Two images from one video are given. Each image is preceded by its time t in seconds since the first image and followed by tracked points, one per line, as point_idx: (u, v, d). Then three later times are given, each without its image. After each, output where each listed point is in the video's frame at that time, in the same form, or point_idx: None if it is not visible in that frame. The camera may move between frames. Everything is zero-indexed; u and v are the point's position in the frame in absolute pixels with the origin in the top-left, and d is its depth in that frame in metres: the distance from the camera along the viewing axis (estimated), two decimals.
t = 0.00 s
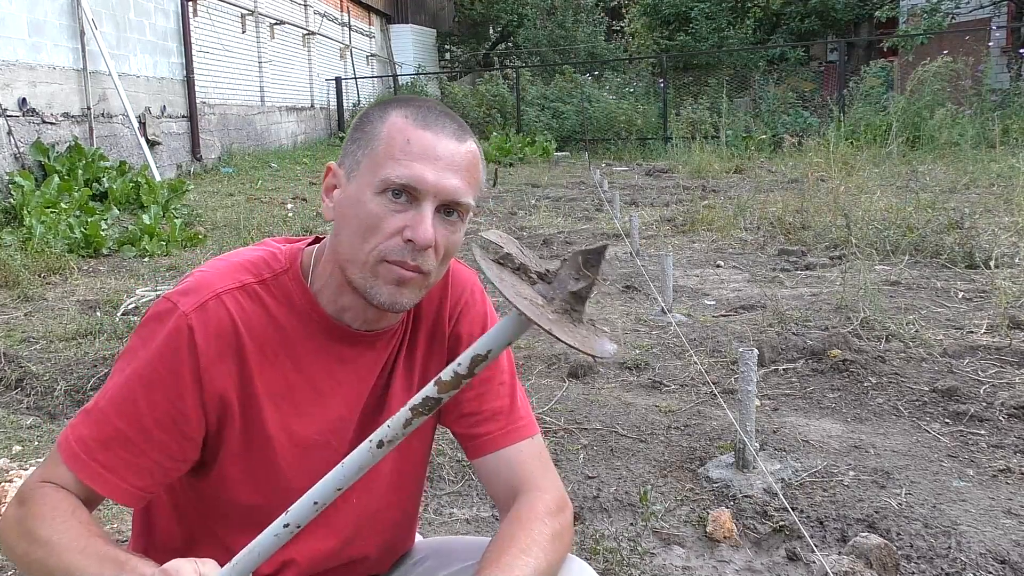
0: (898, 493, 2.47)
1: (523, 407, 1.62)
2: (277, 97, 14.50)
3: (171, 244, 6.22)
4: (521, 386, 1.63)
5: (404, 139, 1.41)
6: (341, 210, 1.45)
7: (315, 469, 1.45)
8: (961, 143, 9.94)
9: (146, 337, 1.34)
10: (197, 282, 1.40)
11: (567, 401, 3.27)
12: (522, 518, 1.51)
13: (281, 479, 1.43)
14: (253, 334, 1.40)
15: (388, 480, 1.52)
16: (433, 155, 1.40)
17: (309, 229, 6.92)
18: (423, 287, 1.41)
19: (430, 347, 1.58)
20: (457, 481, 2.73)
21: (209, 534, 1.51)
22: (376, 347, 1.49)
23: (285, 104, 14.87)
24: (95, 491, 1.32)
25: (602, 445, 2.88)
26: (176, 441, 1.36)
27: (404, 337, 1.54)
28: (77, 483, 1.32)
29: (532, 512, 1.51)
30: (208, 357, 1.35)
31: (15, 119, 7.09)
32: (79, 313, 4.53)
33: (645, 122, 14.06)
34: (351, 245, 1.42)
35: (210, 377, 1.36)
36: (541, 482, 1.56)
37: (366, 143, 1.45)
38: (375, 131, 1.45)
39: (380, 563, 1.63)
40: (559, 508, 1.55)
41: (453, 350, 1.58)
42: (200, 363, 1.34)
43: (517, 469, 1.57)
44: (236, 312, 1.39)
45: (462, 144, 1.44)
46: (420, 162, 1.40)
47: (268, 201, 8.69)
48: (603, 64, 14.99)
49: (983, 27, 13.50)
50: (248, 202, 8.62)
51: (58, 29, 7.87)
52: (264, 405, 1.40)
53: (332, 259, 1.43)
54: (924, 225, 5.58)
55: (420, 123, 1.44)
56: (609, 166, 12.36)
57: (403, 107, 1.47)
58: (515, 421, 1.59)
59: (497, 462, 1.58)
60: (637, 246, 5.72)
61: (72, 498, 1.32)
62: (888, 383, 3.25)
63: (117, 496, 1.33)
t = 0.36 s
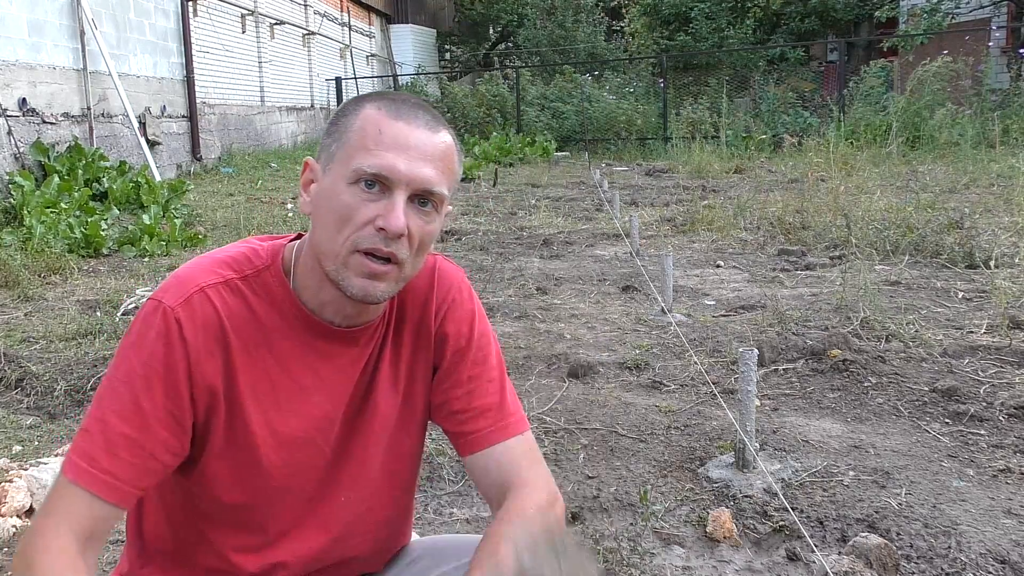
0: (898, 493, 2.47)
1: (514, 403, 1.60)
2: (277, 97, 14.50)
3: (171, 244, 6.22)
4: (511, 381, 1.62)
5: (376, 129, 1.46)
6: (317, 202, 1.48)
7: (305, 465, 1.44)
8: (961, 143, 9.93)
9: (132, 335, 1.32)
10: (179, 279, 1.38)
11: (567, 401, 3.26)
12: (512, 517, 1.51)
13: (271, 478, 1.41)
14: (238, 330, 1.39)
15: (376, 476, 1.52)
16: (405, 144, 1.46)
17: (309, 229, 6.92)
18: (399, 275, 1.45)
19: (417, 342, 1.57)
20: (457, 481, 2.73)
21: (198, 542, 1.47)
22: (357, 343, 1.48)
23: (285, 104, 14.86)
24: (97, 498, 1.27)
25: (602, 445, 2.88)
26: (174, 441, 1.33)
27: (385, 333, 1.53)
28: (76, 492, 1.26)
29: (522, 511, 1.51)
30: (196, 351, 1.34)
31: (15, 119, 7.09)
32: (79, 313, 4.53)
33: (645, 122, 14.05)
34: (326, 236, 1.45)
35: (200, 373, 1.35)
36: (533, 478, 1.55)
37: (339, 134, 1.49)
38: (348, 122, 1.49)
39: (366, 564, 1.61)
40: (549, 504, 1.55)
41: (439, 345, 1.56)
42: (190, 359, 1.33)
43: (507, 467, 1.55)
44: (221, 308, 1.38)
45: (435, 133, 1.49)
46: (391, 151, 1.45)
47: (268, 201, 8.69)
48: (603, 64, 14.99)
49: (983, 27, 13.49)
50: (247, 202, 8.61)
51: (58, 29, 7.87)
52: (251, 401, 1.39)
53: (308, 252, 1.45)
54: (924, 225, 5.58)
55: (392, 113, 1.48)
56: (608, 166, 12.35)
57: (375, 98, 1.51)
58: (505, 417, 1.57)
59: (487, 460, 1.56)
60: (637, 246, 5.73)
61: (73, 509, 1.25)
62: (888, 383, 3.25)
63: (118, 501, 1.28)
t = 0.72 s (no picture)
0: (898, 493, 2.47)
1: (504, 398, 1.60)
2: (277, 97, 14.50)
3: (171, 244, 6.22)
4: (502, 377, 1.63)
5: (380, 114, 1.47)
6: (319, 186, 1.48)
7: (307, 449, 1.43)
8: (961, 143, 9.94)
9: (148, 307, 1.32)
10: (184, 259, 1.39)
11: (567, 401, 3.27)
12: (501, 510, 1.52)
13: (274, 461, 1.40)
14: (244, 308, 1.39)
15: (368, 465, 1.51)
16: (410, 128, 1.47)
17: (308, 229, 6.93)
18: (402, 256, 1.44)
19: (411, 333, 1.56)
20: (457, 481, 2.73)
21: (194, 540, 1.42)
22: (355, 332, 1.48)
23: (285, 104, 14.87)
24: (135, 464, 1.24)
25: (602, 445, 2.89)
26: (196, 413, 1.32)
27: (380, 323, 1.53)
28: (110, 462, 1.23)
29: (511, 503, 1.52)
30: (211, 325, 1.35)
31: (15, 119, 7.10)
32: (80, 313, 4.54)
33: (645, 123, 14.06)
34: (329, 219, 1.45)
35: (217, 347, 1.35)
36: (521, 473, 1.55)
37: (343, 120, 1.49)
38: (352, 108, 1.49)
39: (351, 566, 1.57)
40: (538, 499, 1.55)
41: (435, 336, 1.56)
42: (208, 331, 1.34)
43: (496, 460, 1.56)
44: (232, 286, 1.39)
45: (436, 121, 1.50)
46: (396, 134, 1.45)
47: (268, 201, 8.69)
48: (603, 64, 15.00)
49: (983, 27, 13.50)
50: (247, 202, 8.62)
51: (58, 29, 7.87)
52: (257, 381, 1.39)
53: (310, 235, 1.45)
54: (924, 225, 5.59)
55: (397, 99, 1.49)
56: (608, 166, 12.36)
57: (377, 86, 1.51)
58: (495, 410, 1.57)
59: (477, 452, 1.56)
60: (637, 246, 5.73)
61: (114, 480, 1.23)
62: (888, 383, 3.25)
63: (159, 465, 1.25)
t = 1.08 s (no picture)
0: (898, 493, 2.47)
1: (510, 406, 1.60)
2: (277, 97, 14.51)
3: (171, 244, 6.22)
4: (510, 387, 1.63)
5: (419, 128, 1.47)
6: (352, 197, 1.48)
7: (326, 460, 1.43)
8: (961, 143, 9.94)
9: (175, 322, 1.28)
10: (209, 271, 1.35)
11: (567, 401, 3.27)
12: (500, 514, 1.52)
13: (294, 472, 1.40)
14: (269, 320, 1.37)
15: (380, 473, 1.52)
16: (447, 143, 1.47)
17: (309, 229, 6.93)
18: (434, 271, 1.44)
19: (429, 341, 1.57)
20: (457, 481, 2.73)
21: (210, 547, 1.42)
22: (376, 342, 1.47)
23: (285, 104, 14.87)
24: (171, 484, 1.22)
25: (602, 445, 2.89)
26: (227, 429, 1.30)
27: (400, 333, 1.53)
28: (145, 483, 1.21)
29: (510, 508, 1.53)
30: (239, 340, 1.32)
31: (15, 119, 7.10)
32: (80, 313, 4.54)
33: (645, 122, 14.06)
34: (360, 230, 1.44)
35: (244, 362, 1.32)
36: (523, 482, 1.56)
37: (379, 131, 1.49)
38: (389, 121, 1.49)
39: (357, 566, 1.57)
40: (537, 509, 1.56)
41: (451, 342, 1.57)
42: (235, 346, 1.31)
43: (498, 465, 1.56)
44: (255, 298, 1.37)
45: (472, 137, 1.51)
46: (434, 149, 1.46)
47: (268, 201, 8.70)
48: (603, 64, 14.99)
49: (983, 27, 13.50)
50: (248, 202, 8.62)
51: (58, 29, 7.87)
52: (281, 395, 1.38)
53: (342, 245, 1.45)
54: (924, 225, 5.59)
55: (434, 114, 1.49)
56: (608, 166, 12.35)
57: (416, 100, 1.52)
58: (501, 419, 1.58)
59: (480, 458, 1.57)
60: (637, 246, 5.73)
61: (150, 501, 1.21)
62: (888, 383, 3.25)
63: (195, 484, 1.24)
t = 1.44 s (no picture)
0: (898, 493, 2.47)
1: (517, 412, 1.59)
2: (277, 97, 14.50)
3: (171, 244, 6.22)
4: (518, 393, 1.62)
5: (423, 136, 1.46)
6: (357, 206, 1.47)
7: (333, 470, 1.43)
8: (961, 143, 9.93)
9: (176, 337, 1.27)
10: (211, 284, 1.34)
11: (567, 401, 3.27)
12: (508, 523, 1.51)
13: (301, 481, 1.40)
14: (273, 330, 1.36)
15: (388, 480, 1.52)
16: (452, 153, 1.46)
17: (309, 229, 6.92)
18: (440, 282, 1.45)
19: (436, 348, 1.57)
20: (456, 482, 2.73)
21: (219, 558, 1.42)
22: (382, 350, 1.47)
23: (285, 104, 14.87)
24: (178, 503, 1.22)
25: (602, 445, 2.89)
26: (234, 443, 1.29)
27: (406, 340, 1.52)
28: (153, 503, 1.21)
29: (517, 517, 1.52)
30: (243, 354, 1.31)
31: (15, 119, 7.10)
32: (80, 313, 4.53)
33: (645, 122, 14.05)
34: (366, 240, 1.44)
35: (247, 375, 1.31)
36: (531, 490, 1.55)
37: (384, 140, 1.48)
38: (393, 128, 1.48)
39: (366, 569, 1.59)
40: (547, 517, 1.54)
41: (458, 349, 1.57)
42: (239, 360, 1.30)
43: (506, 473, 1.55)
44: (259, 309, 1.35)
45: (478, 145, 1.50)
46: (439, 158, 1.45)
47: (268, 201, 8.69)
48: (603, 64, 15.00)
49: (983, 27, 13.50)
50: (248, 202, 8.62)
51: (58, 29, 7.87)
52: (286, 405, 1.37)
53: (347, 255, 1.44)
54: (924, 225, 5.59)
55: (439, 123, 1.48)
56: (608, 166, 12.35)
57: (420, 107, 1.51)
58: (509, 427, 1.57)
59: (488, 466, 1.56)
60: (637, 246, 5.72)
61: (157, 519, 1.21)
62: (888, 383, 3.25)
63: (204, 501, 1.24)
